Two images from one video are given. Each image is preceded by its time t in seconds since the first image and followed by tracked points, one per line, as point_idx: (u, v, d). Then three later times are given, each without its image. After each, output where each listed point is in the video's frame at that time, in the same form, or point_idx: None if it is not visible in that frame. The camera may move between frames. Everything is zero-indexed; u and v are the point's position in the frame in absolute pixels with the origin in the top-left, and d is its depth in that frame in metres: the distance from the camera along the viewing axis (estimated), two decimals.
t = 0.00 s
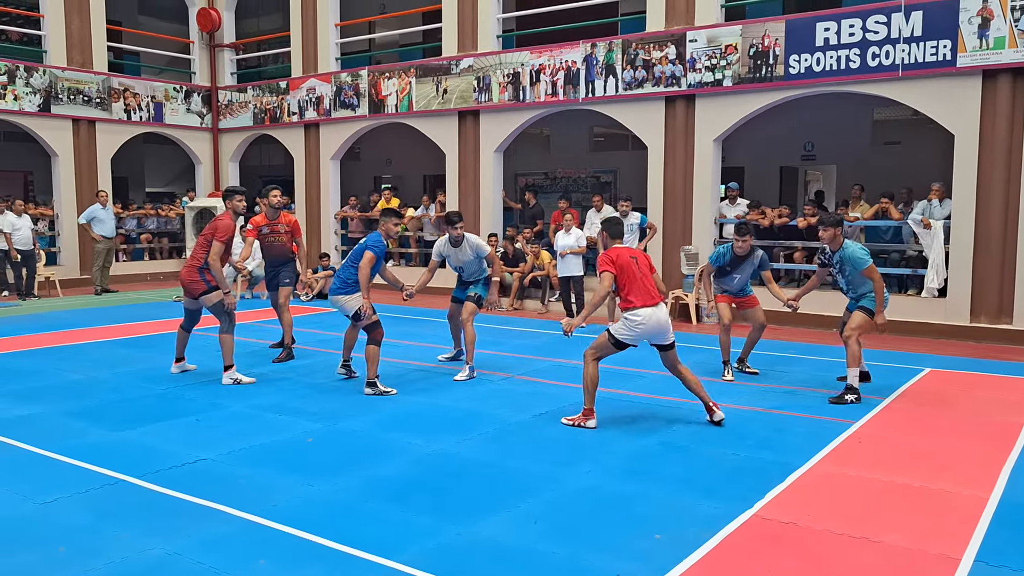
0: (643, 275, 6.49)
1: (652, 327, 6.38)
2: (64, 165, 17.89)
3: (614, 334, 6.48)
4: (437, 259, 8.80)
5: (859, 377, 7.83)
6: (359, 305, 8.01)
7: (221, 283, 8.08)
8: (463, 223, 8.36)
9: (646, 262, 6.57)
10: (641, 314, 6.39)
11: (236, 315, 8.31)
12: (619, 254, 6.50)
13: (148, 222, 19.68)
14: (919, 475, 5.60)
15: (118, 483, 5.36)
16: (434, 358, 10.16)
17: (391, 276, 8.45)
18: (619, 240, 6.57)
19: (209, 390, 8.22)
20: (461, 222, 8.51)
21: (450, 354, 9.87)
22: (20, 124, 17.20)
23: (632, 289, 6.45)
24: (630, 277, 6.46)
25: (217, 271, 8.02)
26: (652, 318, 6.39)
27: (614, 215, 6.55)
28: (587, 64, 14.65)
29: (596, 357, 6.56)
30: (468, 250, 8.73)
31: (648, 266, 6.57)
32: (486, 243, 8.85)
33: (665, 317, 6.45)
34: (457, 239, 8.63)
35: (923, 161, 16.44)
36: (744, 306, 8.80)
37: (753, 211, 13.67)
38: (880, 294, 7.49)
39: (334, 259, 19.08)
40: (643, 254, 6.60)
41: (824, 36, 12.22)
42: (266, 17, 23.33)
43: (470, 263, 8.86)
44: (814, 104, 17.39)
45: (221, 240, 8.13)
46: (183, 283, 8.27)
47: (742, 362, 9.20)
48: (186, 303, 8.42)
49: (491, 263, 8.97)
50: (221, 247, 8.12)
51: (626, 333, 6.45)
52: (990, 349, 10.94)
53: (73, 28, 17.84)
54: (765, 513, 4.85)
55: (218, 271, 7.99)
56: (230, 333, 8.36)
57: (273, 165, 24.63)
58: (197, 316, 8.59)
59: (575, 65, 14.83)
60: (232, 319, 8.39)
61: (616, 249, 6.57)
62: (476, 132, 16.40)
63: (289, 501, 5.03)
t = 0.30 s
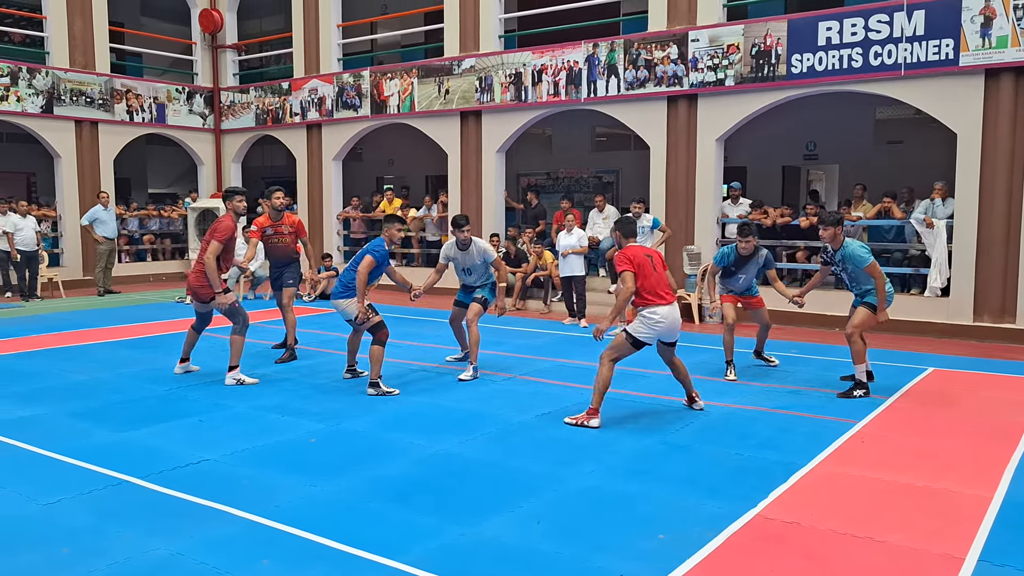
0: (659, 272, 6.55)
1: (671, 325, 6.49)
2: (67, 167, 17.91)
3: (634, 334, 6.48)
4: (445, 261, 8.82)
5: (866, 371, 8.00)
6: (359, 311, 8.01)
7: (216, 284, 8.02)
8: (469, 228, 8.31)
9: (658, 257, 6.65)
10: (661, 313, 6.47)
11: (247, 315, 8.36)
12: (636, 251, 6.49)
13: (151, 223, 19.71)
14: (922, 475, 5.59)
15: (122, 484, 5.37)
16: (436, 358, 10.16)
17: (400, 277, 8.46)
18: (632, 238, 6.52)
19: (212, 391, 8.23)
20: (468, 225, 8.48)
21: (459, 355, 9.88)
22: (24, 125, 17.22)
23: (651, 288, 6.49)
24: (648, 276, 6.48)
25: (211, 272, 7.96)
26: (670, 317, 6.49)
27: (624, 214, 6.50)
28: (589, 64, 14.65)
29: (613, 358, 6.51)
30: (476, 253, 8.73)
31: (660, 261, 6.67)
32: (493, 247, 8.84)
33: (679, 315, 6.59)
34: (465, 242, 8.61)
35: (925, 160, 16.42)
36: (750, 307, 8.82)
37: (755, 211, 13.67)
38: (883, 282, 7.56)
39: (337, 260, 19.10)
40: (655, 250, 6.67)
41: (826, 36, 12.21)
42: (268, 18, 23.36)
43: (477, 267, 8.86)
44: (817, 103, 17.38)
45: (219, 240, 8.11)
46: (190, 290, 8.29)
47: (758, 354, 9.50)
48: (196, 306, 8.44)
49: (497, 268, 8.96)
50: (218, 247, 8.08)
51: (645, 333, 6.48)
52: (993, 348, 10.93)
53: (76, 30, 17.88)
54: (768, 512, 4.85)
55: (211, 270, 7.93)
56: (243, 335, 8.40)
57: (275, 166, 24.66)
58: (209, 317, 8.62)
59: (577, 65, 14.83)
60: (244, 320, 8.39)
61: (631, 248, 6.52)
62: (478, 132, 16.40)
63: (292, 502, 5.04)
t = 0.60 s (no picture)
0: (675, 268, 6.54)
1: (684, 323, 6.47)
2: (68, 168, 17.92)
3: (646, 332, 6.47)
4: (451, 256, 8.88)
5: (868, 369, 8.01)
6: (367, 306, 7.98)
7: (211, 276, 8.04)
8: (475, 217, 8.39)
9: (674, 252, 6.65)
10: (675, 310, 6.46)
11: (242, 315, 8.37)
12: (652, 247, 6.50)
13: (152, 225, 19.72)
14: (923, 474, 5.59)
15: (123, 485, 5.37)
16: (437, 359, 10.17)
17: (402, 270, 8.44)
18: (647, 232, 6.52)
19: (214, 392, 8.23)
20: (473, 217, 8.55)
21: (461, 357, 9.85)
22: (25, 127, 17.23)
23: (666, 285, 6.48)
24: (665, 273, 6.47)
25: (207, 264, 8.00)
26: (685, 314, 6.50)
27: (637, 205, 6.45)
28: (590, 63, 14.66)
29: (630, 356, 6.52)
30: (479, 245, 8.77)
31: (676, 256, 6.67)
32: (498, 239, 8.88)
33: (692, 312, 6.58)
34: (469, 233, 8.70)
35: (926, 159, 16.42)
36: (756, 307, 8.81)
37: (756, 211, 13.66)
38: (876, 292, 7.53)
39: (338, 260, 19.10)
40: (670, 244, 6.67)
41: (827, 35, 12.20)
42: (268, 19, 23.39)
43: (482, 260, 8.87)
44: (817, 103, 17.39)
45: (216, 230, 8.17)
46: (190, 286, 8.32)
47: (762, 356, 9.53)
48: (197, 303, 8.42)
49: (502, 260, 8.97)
50: (215, 239, 8.11)
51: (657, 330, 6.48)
52: (994, 348, 10.92)
53: (76, 31, 17.89)
54: (769, 512, 4.85)
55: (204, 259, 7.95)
56: (236, 333, 8.38)
57: (276, 167, 24.68)
58: (212, 317, 8.61)
59: (577, 65, 14.84)
60: (239, 319, 8.38)
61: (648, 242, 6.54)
62: (478, 132, 16.40)
63: (293, 503, 5.04)
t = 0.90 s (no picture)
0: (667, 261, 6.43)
1: (676, 319, 6.40)
2: (67, 169, 17.92)
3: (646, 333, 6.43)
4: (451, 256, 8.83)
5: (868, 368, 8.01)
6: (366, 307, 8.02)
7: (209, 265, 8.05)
8: (476, 219, 8.36)
9: (671, 243, 6.48)
10: (667, 307, 6.39)
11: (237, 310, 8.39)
12: (643, 241, 6.40)
13: (152, 225, 19.71)
14: (923, 474, 5.59)
15: (123, 486, 5.37)
16: (438, 359, 10.17)
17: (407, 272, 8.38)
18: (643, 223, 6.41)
19: (213, 392, 8.23)
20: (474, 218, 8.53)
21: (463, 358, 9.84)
22: (24, 128, 17.23)
23: (658, 280, 6.40)
24: (656, 267, 6.39)
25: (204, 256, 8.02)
26: (680, 310, 6.42)
27: (634, 197, 6.31)
28: (589, 64, 14.66)
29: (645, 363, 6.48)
30: (482, 245, 8.76)
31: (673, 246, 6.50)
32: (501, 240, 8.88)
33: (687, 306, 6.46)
34: (471, 234, 8.65)
35: (926, 158, 16.42)
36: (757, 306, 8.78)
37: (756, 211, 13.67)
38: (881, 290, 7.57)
39: (338, 261, 19.10)
40: (668, 234, 6.49)
41: (826, 35, 12.21)
42: (268, 20, 23.40)
43: (484, 260, 8.86)
44: (816, 103, 17.40)
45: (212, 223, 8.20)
46: (189, 282, 8.31)
47: (761, 356, 9.53)
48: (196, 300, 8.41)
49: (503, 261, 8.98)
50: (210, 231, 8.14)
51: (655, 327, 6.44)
52: (994, 347, 10.92)
53: (76, 33, 17.89)
54: (769, 512, 4.85)
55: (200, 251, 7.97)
56: (230, 331, 8.39)
57: (275, 167, 24.69)
58: (206, 313, 8.61)
59: (577, 65, 14.84)
60: (233, 315, 8.39)
61: (640, 236, 6.43)
62: (478, 132, 16.41)
63: (294, 503, 5.04)
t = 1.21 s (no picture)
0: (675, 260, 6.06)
1: (665, 323, 6.02)
2: (67, 171, 17.92)
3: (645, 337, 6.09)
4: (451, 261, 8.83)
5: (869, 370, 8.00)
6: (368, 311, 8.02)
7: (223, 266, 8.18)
8: (476, 224, 8.36)
9: (681, 242, 6.11)
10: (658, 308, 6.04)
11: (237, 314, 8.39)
12: (653, 236, 6.01)
13: (152, 227, 19.70)
14: (924, 474, 5.59)
15: (123, 487, 5.37)
16: (437, 360, 10.17)
17: (406, 277, 8.39)
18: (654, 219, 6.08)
19: (213, 393, 8.22)
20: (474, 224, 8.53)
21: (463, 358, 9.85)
22: (24, 129, 17.24)
23: (653, 280, 6.05)
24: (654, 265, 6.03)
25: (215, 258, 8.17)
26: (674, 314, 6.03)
27: (647, 190, 6.03)
28: (589, 64, 14.67)
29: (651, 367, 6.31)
30: (483, 253, 8.74)
31: (682, 246, 6.14)
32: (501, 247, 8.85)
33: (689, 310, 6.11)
34: (471, 242, 8.62)
35: (926, 157, 16.41)
36: (751, 306, 8.77)
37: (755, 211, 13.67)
38: (881, 282, 7.43)
39: (338, 262, 19.10)
40: (679, 233, 6.11)
41: (825, 35, 12.21)
42: (268, 21, 23.41)
43: (483, 267, 8.85)
44: (816, 103, 17.40)
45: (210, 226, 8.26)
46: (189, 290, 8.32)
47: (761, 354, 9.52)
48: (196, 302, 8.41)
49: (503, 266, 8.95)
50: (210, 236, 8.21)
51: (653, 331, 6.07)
52: (994, 347, 10.91)
53: (76, 34, 17.89)
54: (770, 512, 4.85)
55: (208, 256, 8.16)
56: (231, 334, 8.41)
57: (275, 168, 24.70)
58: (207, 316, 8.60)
59: (576, 66, 14.85)
60: (233, 319, 8.40)
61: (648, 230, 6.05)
62: (478, 133, 16.41)
63: (294, 504, 5.04)
